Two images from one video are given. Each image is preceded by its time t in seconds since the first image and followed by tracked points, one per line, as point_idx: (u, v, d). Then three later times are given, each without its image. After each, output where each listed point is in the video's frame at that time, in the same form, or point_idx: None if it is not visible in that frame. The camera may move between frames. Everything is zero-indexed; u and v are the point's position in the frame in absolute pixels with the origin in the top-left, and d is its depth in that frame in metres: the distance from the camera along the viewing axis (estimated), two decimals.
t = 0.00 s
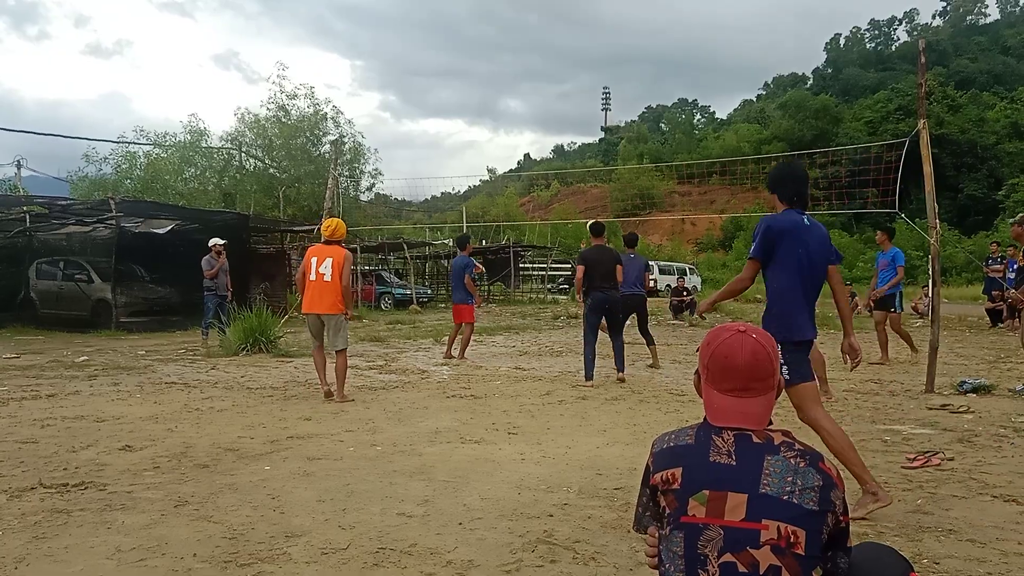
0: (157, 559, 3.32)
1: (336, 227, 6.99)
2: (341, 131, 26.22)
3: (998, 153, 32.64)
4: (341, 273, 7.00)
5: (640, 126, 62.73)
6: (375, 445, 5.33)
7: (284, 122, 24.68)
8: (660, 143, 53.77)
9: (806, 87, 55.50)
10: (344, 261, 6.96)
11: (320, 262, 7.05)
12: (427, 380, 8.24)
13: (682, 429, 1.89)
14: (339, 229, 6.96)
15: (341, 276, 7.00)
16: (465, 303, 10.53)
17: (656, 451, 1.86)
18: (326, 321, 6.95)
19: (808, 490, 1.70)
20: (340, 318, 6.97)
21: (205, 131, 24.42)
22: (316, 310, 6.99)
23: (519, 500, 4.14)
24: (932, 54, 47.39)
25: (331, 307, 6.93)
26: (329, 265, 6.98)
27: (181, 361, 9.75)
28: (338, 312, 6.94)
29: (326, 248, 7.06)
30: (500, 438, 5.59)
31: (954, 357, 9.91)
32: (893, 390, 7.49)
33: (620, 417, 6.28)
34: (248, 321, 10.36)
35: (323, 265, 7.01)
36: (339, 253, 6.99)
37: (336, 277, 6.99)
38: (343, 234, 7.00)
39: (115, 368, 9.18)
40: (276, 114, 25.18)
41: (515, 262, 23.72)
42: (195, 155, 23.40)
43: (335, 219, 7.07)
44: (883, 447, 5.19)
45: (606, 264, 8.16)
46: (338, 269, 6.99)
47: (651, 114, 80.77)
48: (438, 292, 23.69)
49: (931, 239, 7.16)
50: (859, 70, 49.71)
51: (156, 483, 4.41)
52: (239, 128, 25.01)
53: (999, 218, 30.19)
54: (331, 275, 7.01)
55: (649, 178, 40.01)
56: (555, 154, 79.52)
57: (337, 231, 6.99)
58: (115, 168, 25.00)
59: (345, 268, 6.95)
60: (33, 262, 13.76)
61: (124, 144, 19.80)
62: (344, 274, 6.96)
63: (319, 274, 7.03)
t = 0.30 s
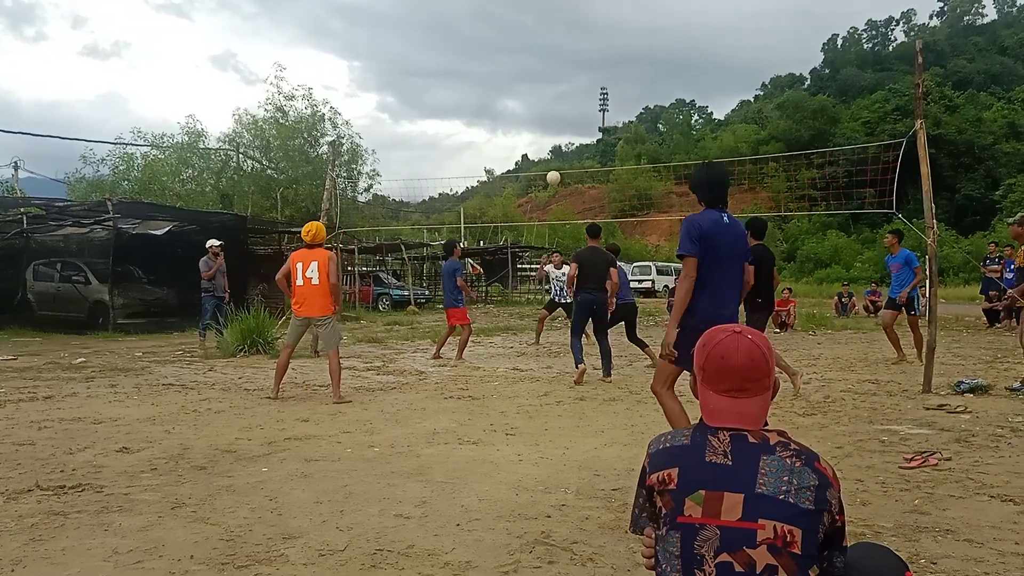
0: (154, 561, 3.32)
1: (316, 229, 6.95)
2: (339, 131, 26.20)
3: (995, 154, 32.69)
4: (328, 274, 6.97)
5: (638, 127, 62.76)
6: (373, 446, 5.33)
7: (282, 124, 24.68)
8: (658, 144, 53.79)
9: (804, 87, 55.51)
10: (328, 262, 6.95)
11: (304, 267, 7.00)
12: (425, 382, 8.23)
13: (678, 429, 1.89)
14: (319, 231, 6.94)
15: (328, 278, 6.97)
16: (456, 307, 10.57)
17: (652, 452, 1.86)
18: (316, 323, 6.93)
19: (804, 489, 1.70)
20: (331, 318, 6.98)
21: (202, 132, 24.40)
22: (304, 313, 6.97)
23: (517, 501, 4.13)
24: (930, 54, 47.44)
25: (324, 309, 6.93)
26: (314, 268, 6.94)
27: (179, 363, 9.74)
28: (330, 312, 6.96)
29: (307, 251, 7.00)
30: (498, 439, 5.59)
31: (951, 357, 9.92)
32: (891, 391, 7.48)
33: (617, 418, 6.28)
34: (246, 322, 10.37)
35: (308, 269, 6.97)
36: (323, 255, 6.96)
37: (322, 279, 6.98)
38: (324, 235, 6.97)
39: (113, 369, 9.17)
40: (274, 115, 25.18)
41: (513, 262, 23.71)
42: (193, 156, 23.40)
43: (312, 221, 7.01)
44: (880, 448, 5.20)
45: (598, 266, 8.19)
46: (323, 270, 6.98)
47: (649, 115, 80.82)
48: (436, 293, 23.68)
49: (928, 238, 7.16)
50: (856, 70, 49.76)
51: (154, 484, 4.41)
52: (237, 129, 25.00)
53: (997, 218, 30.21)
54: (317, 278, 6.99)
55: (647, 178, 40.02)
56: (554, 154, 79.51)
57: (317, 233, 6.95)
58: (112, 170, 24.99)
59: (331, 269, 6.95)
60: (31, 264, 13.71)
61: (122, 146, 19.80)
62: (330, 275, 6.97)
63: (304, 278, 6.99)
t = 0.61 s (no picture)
0: (154, 563, 3.32)
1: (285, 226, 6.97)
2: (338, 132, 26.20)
3: (994, 152, 32.71)
4: (300, 269, 7.04)
5: (637, 127, 62.79)
6: (374, 447, 5.33)
7: (280, 125, 24.70)
8: (657, 144, 53.78)
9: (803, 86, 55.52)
10: (300, 258, 7.00)
11: (278, 263, 7.08)
12: (425, 382, 8.23)
13: (676, 429, 1.89)
14: (291, 228, 6.97)
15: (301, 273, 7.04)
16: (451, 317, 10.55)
17: (651, 452, 1.86)
18: (292, 318, 7.03)
19: (802, 488, 1.70)
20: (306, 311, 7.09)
21: (201, 134, 24.42)
22: (278, 309, 7.07)
23: (517, 501, 4.14)
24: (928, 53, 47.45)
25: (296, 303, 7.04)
26: (287, 265, 7.02)
27: (179, 365, 9.74)
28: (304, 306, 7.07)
29: (280, 247, 7.06)
30: (497, 439, 5.58)
31: (951, 355, 9.92)
32: (891, 389, 7.48)
33: (617, 418, 6.28)
34: (246, 323, 10.36)
35: (282, 266, 7.04)
36: (295, 251, 7.02)
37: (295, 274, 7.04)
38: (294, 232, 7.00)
39: (113, 371, 9.16)
40: (273, 116, 25.18)
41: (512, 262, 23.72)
42: (192, 158, 23.41)
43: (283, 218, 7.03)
44: (881, 447, 5.20)
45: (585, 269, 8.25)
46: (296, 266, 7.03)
47: (648, 115, 80.87)
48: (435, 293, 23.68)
49: (927, 237, 7.16)
50: (855, 69, 49.78)
51: (154, 486, 4.41)
52: (236, 131, 25.01)
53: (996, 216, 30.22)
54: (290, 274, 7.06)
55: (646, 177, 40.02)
56: (553, 155, 79.48)
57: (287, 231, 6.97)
58: (112, 172, 25.01)
59: (303, 264, 7.00)
60: (30, 266, 13.63)
61: (122, 148, 19.82)
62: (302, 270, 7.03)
63: (278, 275, 7.06)
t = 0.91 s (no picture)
0: (154, 562, 3.32)
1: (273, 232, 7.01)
2: (340, 132, 26.21)
3: (995, 154, 32.69)
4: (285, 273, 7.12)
5: (638, 128, 62.82)
6: (373, 447, 5.32)
7: (282, 125, 24.70)
8: (659, 144, 53.81)
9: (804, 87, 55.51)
10: (287, 263, 7.08)
11: (265, 266, 7.15)
12: (425, 383, 8.23)
13: (677, 430, 1.89)
14: (277, 232, 7.04)
15: (285, 278, 7.13)
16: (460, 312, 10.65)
17: (651, 453, 1.86)
18: (277, 321, 7.14)
19: (802, 489, 1.70)
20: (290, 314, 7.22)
21: (203, 133, 24.43)
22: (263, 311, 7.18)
23: (517, 502, 4.13)
24: (930, 55, 47.46)
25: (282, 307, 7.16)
26: (273, 269, 7.11)
27: (180, 364, 9.75)
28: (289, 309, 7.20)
29: (266, 251, 7.11)
30: (497, 440, 5.58)
31: (951, 357, 9.91)
32: (891, 391, 7.49)
33: (617, 419, 6.28)
34: (246, 323, 10.36)
35: (268, 270, 7.15)
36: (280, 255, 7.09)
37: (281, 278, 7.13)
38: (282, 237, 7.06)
39: (114, 371, 9.17)
40: (274, 116, 25.19)
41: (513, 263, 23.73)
42: (193, 157, 23.42)
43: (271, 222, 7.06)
44: (881, 448, 5.20)
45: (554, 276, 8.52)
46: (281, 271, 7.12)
47: (649, 116, 80.89)
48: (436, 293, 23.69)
49: (928, 239, 7.15)
50: (856, 71, 49.79)
51: (154, 485, 4.42)
52: (238, 130, 25.03)
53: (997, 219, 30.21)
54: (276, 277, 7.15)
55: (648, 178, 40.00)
56: (554, 155, 79.45)
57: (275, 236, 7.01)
58: (113, 171, 25.03)
59: (290, 269, 7.12)
60: (31, 265, 13.58)
61: (123, 147, 19.83)
62: (288, 274, 7.14)
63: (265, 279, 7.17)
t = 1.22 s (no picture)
0: (156, 556, 3.33)
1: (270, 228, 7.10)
2: (342, 129, 26.21)
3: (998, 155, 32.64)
4: (281, 270, 7.27)
5: (640, 126, 62.82)
6: (375, 443, 5.32)
7: (285, 121, 24.70)
8: (661, 143, 53.77)
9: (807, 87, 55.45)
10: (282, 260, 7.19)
11: (260, 262, 7.24)
12: (426, 380, 8.23)
13: (679, 427, 1.89)
14: (277, 229, 7.13)
15: (280, 275, 7.27)
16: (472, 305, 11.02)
17: (653, 450, 1.85)
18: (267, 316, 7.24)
19: (804, 488, 1.70)
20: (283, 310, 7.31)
21: (205, 129, 24.45)
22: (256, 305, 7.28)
23: (517, 499, 4.13)
24: (933, 55, 47.40)
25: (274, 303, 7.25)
26: (268, 265, 7.21)
27: (182, 359, 9.76)
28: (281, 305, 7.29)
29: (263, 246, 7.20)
30: (498, 437, 5.58)
31: (953, 358, 9.90)
32: (892, 391, 7.49)
33: (617, 416, 6.29)
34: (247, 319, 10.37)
35: (263, 265, 7.25)
36: (278, 252, 7.22)
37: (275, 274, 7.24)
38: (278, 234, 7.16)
39: (115, 365, 9.17)
40: (276, 112, 25.19)
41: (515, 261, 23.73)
42: (196, 153, 23.42)
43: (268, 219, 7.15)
44: (881, 448, 5.20)
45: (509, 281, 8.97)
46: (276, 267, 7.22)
47: (651, 114, 80.86)
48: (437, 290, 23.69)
49: (931, 239, 7.13)
50: (859, 70, 49.74)
51: (155, 480, 4.42)
52: (241, 126, 25.03)
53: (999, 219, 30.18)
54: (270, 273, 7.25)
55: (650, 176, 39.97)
56: (556, 152, 79.41)
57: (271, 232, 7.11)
58: (116, 166, 25.05)
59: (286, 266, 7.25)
60: (33, 260, 13.81)
61: (125, 142, 19.84)
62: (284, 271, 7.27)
63: (259, 273, 7.26)
